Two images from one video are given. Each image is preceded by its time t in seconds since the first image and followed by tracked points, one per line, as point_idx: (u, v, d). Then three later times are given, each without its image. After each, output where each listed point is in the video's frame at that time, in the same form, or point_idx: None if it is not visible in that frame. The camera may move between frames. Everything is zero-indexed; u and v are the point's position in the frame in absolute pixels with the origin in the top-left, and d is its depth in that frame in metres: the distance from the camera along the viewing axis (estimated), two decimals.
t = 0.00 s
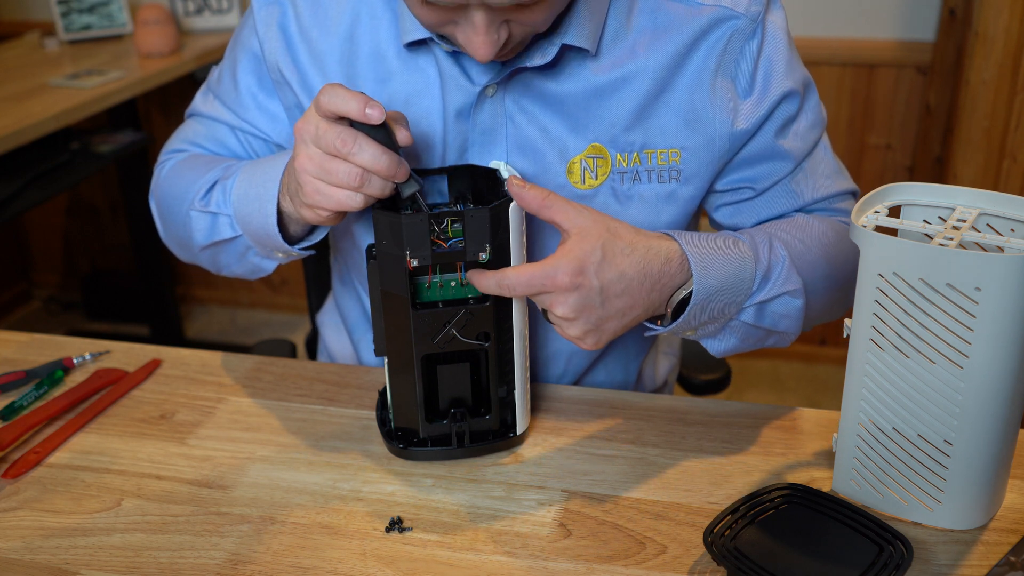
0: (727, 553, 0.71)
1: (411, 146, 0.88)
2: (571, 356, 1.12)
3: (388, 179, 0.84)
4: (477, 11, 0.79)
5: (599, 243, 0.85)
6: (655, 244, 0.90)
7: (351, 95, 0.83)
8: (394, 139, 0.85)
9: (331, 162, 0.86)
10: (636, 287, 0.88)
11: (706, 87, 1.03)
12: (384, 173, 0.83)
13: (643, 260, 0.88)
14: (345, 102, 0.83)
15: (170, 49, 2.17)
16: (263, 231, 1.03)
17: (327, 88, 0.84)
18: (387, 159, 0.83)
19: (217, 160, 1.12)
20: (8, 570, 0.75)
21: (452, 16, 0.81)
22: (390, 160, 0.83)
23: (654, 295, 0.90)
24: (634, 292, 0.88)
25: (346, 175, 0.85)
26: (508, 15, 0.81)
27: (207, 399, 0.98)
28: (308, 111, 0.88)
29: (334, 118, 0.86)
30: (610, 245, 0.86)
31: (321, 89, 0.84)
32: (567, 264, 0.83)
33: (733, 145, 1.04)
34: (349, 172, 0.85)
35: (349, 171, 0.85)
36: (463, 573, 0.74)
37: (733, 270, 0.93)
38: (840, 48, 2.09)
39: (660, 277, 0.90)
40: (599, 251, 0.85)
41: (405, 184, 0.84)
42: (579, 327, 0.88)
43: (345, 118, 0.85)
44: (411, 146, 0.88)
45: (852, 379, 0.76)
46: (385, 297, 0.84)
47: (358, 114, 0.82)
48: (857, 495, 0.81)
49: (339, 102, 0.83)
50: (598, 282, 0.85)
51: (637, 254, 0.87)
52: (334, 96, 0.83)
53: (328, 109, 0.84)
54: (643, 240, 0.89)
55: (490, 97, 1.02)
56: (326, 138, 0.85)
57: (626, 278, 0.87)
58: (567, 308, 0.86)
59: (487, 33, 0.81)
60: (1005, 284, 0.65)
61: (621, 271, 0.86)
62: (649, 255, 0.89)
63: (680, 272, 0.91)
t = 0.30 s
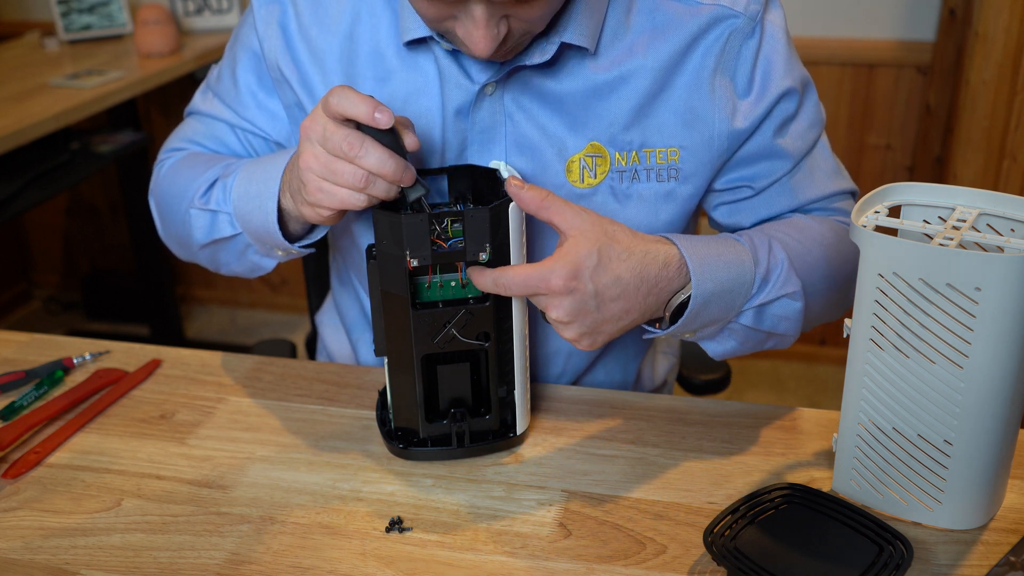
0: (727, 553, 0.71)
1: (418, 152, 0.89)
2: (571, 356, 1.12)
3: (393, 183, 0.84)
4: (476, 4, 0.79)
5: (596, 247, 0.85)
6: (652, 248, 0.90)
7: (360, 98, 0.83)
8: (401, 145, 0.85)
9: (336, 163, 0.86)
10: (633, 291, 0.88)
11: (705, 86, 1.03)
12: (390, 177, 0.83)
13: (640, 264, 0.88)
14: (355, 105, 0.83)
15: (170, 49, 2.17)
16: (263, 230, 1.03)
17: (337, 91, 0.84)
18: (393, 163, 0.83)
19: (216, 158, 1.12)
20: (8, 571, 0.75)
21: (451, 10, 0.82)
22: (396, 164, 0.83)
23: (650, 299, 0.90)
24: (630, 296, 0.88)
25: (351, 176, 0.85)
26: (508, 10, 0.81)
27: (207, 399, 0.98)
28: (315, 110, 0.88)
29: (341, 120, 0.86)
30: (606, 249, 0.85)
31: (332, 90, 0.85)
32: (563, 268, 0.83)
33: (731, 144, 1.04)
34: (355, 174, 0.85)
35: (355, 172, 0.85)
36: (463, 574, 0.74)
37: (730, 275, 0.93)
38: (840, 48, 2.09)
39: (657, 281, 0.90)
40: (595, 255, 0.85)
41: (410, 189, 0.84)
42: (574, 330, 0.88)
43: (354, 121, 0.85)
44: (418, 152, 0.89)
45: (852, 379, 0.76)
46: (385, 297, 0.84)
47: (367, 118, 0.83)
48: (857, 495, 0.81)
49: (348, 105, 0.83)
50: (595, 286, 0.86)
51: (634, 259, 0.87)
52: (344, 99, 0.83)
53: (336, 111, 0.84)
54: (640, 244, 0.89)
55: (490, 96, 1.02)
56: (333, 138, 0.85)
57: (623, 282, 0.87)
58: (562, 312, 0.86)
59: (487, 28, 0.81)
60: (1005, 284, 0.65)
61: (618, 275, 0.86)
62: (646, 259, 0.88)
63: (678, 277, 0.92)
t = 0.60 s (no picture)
0: (727, 553, 0.71)
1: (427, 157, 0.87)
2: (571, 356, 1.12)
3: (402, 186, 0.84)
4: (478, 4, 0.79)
5: (590, 252, 0.85)
6: (649, 256, 0.89)
7: (373, 100, 0.83)
8: (411, 149, 0.85)
9: (344, 163, 0.86)
10: (629, 299, 0.88)
11: (705, 86, 1.03)
12: (398, 180, 0.83)
13: (635, 272, 0.87)
14: (368, 108, 0.83)
15: (170, 49, 2.17)
16: (262, 227, 1.03)
17: (350, 92, 0.84)
18: (402, 167, 0.82)
19: (215, 157, 1.12)
20: (8, 571, 0.75)
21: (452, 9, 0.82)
22: (405, 168, 0.83)
23: (647, 309, 0.90)
24: (624, 303, 0.88)
25: (359, 178, 0.85)
26: (509, 9, 0.81)
27: (207, 399, 0.98)
28: (324, 109, 0.88)
29: (352, 120, 0.86)
30: (600, 256, 0.85)
31: (345, 90, 0.85)
32: (554, 274, 0.83)
33: (730, 144, 1.04)
34: (363, 175, 0.85)
35: (363, 174, 0.85)
36: (463, 574, 0.74)
37: (732, 286, 0.92)
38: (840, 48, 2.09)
39: (654, 289, 0.89)
40: (587, 262, 0.85)
41: (420, 195, 0.85)
42: (569, 335, 0.90)
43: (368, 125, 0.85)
44: (427, 157, 0.88)
45: (852, 379, 0.76)
46: (385, 297, 0.84)
47: (380, 122, 0.82)
48: (857, 495, 0.81)
49: (361, 107, 0.83)
50: (584, 293, 0.86)
51: (630, 266, 0.87)
52: (357, 100, 0.83)
53: (348, 112, 0.84)
54: (637, 252, 0.88)
55: (490, 96, 1.02)
56: (343, 139, 0.86)
57: (616, 289, 0.87)
58: (551, 317, 0.87)
59: (489, 27, 0.81)
60: (1005, 283, 0.65)
61: (611, 282, 0.86)
62: (643, 268, 0.88)
63: (679, 287, 0.91)
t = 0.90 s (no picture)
0: (727, 553, 0.71)
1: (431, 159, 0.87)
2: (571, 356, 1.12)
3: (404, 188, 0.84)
4: None
5: (575, 254, 0.83)
6: (641, 260, 0.87)
7: (378, 101, 0.83)
8: (415, 151, 0.85)
9: (348, 163, 0.86)
10: (616, 302, 0.86)
11: (704, 85, 1.03)
12: (401, 182, 0.83)
13: (622, 277, 0.85)
14: (373, 110, 0.83)
15: (170, 49, 2.17)
16: (261, 226, 1.03)
17: (356, 93, 0.84)
18: (406, 169, 0.82)
19: (214, 156, 1.12)
20: (8, 571, 0.75)
21: (451, 4, 0.81)
22: (408, 170, 0.83)
23: (637, 314, 0.88)
24: (611, 307, 0.86)
25: (362, 178, 0.85)
26: (508, 4, 0.81)
27: (207, 399, 0.98)
28: (327, 108, 0.88)
29: (355, 120, 0.86)
30: (585, 258, 0.84)
31: (350, 92, 0.85)
32: (534, 273, 0.82)
33: (728, 142, 1.05)
34: (366, 176, 0.85)
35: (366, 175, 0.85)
36: (463, 574, 0.74)
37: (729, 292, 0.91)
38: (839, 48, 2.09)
39: (644, 294, 0.87)
40: (572, 263, 0.83)
41: (422, 196, 0.85)
42: (555, 337, 0.88)
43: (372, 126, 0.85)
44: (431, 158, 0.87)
45: (852, 379, 0.76)
46: (385, 297, 0.84)
47: (385, 123, 0.83)
48: (857, 495, 0.81)
49: (366, 108, 0.83)
50: (568, 293, 0.84)
51: (617, 270, 0.85)
52: (361, 101, 0.83)
53: (352, 112, 0.84)
54: (628, 255, 0.86)
55: (488, 96, 1.02)
56: (346, 140, 0.85)
57: (602, 292, 0.85)
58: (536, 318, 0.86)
59: (488, 22, 0.81)
60: (1005, 283, 0.65)
61: (597, 285, 0.85)
62: (631, 273, 0.86)
63: (673, 293, 0.90)
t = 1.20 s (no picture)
0: (727, 553, 0.71)
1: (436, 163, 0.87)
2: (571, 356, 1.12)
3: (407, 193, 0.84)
4: None
5: (560, 256, 0.85)
6: (626, 266, 0.87)
7: (383, 107, 0.83)
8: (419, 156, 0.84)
9: (351, 166, 0.87)
10: (599, 307, 0.86)
11: (704, 83, 1.03)
12: (404, 187, 0.83)
13: (605, 283, 0.86)
14: (379, 115, 0.83)
15: (170, 49, 2.17)
16: (260, 226, 1.03)
17: (361, 98, 0.84)
18: (410, 175, 0.82)
19: (211, 157, 1.12)
20: (8, 571, 0.75)
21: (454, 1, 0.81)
22: (412, 175, 0.82)
23: (620, 321, 0.88)
24: (592, 312, 0.87)
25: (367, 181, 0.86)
26: None
27: (207, 399, 0.98)
28: (330, 110, 0.88)
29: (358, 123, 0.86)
30: (569, 262, 0.85)
31: (355, 95, 0.84)
32: (516, 275, 0.82)
33: (728, 140, 1.05)
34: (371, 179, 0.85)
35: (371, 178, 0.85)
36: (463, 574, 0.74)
37: (722, 298, 0.90)
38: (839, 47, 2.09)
39: (629, 301, 0.87)
40: (556, 266, 0.84)
41: (424, 201, 0.84)
42: (541, 340, 0.88)
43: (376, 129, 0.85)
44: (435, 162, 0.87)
45: (852, 379, 0.76)
46: (385, 297, 0.84)
47: (390, 130, 0.82)
48: (857, 495, 0.81)
49: (372, 113, 0.83)
50: (548, 297, 0.84)
51: (600, 276, 0.86)
52: (367, 106, 0.83)
53: (357, 116, 0.84)
54: (613, 259, 0.87)
55: (488, 96, 1.02)
56: (350, 143, 0.86)
57: (584, 296, 0.86)
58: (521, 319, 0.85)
59: (492, 18, 0.81)
60: (1005, 283, 0.65)
61: (579, 290, 0.85)
62: (614, 279, 0.86)
63: (660, 300, 0.89)
